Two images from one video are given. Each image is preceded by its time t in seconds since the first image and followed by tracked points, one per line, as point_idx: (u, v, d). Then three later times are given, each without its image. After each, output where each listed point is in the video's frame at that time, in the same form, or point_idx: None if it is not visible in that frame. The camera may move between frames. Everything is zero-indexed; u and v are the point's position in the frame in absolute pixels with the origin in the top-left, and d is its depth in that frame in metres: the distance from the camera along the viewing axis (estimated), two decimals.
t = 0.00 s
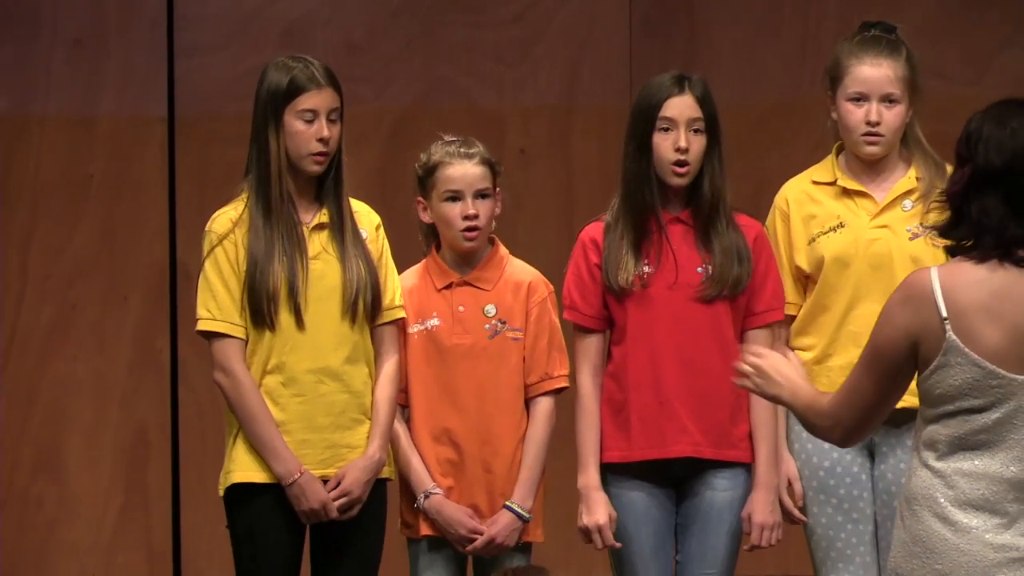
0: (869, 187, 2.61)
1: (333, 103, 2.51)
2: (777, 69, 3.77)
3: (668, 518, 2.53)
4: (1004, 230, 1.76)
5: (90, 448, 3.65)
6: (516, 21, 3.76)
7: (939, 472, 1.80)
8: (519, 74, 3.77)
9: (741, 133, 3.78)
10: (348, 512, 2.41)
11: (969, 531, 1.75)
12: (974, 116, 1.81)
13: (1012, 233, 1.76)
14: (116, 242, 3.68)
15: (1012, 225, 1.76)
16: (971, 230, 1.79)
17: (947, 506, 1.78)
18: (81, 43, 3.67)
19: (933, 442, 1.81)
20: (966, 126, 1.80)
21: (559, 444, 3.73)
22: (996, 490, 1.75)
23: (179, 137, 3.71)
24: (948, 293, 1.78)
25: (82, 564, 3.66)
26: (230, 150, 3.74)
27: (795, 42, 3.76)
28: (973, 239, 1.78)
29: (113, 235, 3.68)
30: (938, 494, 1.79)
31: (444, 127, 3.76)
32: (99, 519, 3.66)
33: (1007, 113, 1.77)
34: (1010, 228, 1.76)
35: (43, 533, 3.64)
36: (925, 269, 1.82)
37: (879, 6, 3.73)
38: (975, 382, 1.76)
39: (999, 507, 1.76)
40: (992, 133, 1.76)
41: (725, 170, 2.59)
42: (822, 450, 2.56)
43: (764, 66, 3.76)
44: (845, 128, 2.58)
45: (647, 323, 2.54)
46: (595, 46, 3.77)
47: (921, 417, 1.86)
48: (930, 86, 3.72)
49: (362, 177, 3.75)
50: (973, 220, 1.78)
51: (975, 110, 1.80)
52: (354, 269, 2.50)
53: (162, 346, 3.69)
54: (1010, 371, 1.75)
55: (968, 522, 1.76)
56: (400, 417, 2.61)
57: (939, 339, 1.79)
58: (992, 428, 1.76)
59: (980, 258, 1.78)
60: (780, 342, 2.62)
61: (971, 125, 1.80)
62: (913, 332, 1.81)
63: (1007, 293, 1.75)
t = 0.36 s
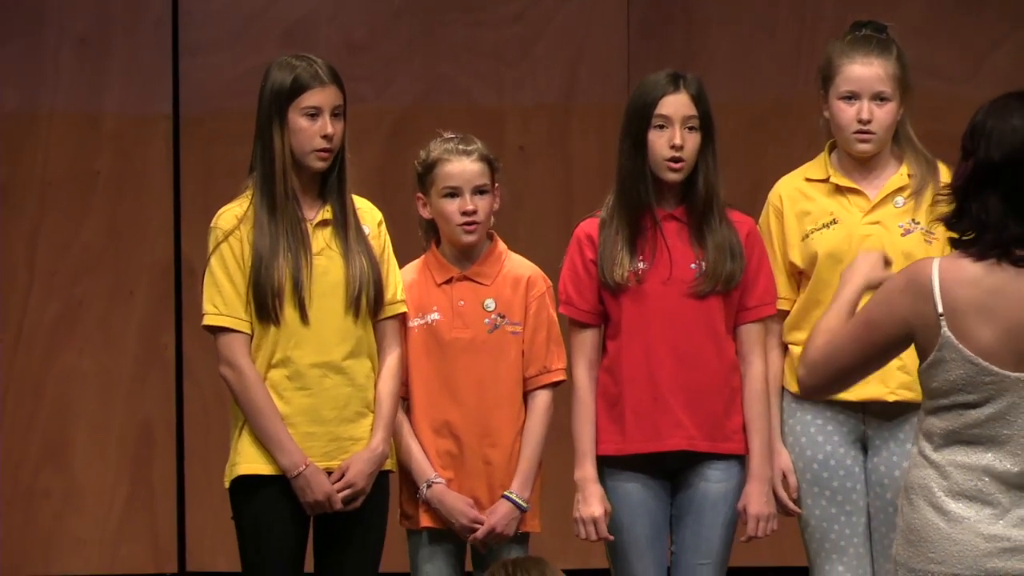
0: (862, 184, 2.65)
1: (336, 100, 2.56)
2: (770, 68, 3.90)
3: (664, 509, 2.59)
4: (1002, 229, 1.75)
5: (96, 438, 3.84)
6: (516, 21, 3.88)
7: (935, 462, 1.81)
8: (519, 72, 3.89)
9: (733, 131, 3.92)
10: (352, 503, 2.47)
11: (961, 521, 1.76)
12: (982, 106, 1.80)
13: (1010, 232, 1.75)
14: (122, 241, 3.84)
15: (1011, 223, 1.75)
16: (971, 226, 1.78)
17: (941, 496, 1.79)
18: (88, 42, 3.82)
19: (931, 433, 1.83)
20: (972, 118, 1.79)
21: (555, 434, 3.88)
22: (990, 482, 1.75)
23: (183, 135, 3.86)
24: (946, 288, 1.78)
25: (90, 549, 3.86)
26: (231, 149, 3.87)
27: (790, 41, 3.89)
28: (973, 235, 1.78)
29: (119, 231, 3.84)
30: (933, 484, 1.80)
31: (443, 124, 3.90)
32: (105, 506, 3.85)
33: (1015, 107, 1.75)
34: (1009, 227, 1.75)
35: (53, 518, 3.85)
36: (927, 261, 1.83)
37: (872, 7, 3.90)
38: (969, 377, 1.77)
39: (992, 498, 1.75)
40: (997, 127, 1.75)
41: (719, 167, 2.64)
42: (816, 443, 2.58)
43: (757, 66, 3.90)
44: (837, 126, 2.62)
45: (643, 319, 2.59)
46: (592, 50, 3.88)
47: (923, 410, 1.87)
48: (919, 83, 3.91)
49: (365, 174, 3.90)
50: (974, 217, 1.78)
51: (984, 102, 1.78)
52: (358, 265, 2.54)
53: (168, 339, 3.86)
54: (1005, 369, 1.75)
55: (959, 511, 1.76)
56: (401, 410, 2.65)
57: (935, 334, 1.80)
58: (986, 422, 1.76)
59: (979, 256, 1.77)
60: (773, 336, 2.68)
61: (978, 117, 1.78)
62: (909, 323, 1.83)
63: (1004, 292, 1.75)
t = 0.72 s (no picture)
0: (855, 181, 2.69)
1: (336, 97, 2.61)
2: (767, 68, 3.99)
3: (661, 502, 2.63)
4: (1005, 230, 1.80)
5: (103, 434, 3.89)
6: (516, 20, 3.96)
7: (937, 456, 1.85)
8: (518, 71, 3.97)
9: (730, 130, 3.99)
10: (353, 497, 2.52)
11: (962, 515, 1.81)
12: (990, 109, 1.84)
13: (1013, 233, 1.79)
14: (126, 240, 3.91)
15: (1014, 225, 1.80)
16: (975, 227, 1.83)
17: (942, 490, 1.84)
18: (95, 42, 3.90)
19: (933, 427, 1.87)
20: (980, 121, 1.83)
21: (555, 429, 3.95)
22: (989, 477, 1.80)
23: (188, 134, 3.93)
24: (950, 284, 1.82)
25: (94, 543, 3.91)
26: (238, 147, 3.95)
27: (787, 43, 3.98)
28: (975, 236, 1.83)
29: (125, 230, 3.90)
30: (935, 478, 1.85)
31: (445, 122, 3.97)
32: (112, 501, 3.91)
33: (1019, 110, 1.79)
34: (1012, 229, 1.80)
35: (60, 513, 3.90)
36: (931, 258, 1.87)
37: (868, 9, 3.98)
38: (971, 371, 1.81)
39: (992, 492, 1.80)
40: (1002, 131, 1.79)
41: (713, 164, 2.68)
42: (810, 438, 2.63)
43: (757, 65, 3.99)
44: (831, 123, 2.66)
45: (640, 315, 2.63)
46: (591, 50, 3.96)
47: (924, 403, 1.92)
48: (913, 83, 4.00)
49: (368, 172, 3.96)
50: (977, 218, 1.83)
51: (990, 106, 1.82)
52: (360, 260, 2.58)
53: (173, 336, 3.92)
54: (1007, 363, 1.79)
55: (960, 505, 1.81)
56: (403, 406, 2.69)
57: (939, 328, 1.83)
58: (988, 415, 1.80)
59: (982, 254, 1.82)
60: (768, 333, 2.73)
61: (986, 120, 1.82)
62: (914, 317, 1.86)
63: (1006, 289, 1.79)
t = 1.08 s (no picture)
0: (849, 178, 2.73)
1: (339, 100, 2.65)
2: (762, 70, 4.04)
3: (658, 495, 2.68)
4: (1012, 222, 1.85)
5: (110, 427, 4.02)
6: (516, 21, 4.03)
7: (944, 445, 1.93)
8: (518, 72, 4.04)
9: (726, 130, 4.05)
10: (356, 492, 2.55)
11: (969, 501, 1.88)
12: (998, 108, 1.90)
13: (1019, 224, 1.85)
14: (132, 239, 4.01)
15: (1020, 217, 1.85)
16: (981, 219, 1.89)
17: (948, 477, 1.91)
18: (101, 44, 3.99)
19: (938, 418, 1.95)
20: (988, 119, 1.90)
21: (555, 425, 4.00)
22: (993, 463, 1.87)
23: (192, 134, 4.03)
24: (954, 275, 1.89)
25: (102, 535, 4.05)
26: (241, 147, 4.04)
27: (781, 42, 4.03)
28: (981, 227, 1.88)
29: (130, 229, 4.01)
30: (941, 466, 1.92)
31: (445, 122, 4.05)
32: (119, 493, 4.04)
33: None
34: (1018, 221, 1.85)
35: (70, 503, 4.03)
36: (939, 251, 1.93)
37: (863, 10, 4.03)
38: (976, 360, 1.87)
39: (997, 480, 1.87)
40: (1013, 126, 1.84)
41: (710, 164, 2.72)
42: (806, 433, 2.68)
43: (752, 68, 4.04)
44: (827, 123, 2.70)
45: (638, 311, 2.67)
46: (589, 51, 4.02)
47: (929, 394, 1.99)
48: (907, 85, 4.04)
49: (371, 170, 4.05)
50: (985, 211, 1.88)
51: (1003, 103, 1.88)
52: (362, 258, 2.62)
53: (178, 335, 4.04)
54: (1012, 352, 1.86)
55: (966, 492, 1.88)
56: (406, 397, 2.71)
57: (943, 318, 1.90)
58: (992, 403, 1.87)
59: (988, 245, 1.88)
60: (765, 329, 2.77)
61: (994, 119, 1.89)
62: (921, 308, 1.93)
63: (1012, 279, 1.85)
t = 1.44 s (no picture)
0: (844, 178, 2.77)
1: (343, 101, 2.68)
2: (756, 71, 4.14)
3: (656, 490, 2.73)
4: (1014, 219, 1.88)
5: (115, 422, 4.11)
6: (516, 23, 4.13)
7: (947, 440, 1.94)
8: (517, 74, 4.13)
9: (721, 129, 4.15)
10: (360, 486, 2.59)
11: (971, 496, 1.90)
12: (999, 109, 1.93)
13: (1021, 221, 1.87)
14: (137, 239, 4.09)
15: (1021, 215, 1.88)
16: (982, 218, 1.91)
17: (950, 472, 1.92)
18: (107, 46, 4.06)
19: (943, 413, 1.96)
20: (988, 121, 1.93)
21: (552, 420, 4.09)
22: (997, 459, 1.89)
23: (197, 134, 4.10)
24: (959, 273, 1.91)
25: (107, 527, 4.14)
26: (244, 147, 4.11)
27: (775, 45, 4.14)
28: (983, 226, 1.91)
29: (136, 228, 4.09)
30: (944, 461, 1.93)
31: (446, 123, 4.14)
32: (124, 486, 4.12)
33: None
34: (1019, 219, 1.88)
35: (76, 497, 4.12)
36: (941, 249, 1.95)
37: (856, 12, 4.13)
38: (981, 355, 1.89)
39: (1000, 475, 1.89)
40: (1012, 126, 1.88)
41: (706, 163, 2.77)
42: (802, 428, 2.70)
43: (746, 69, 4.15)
44: (822, 123, 2.75)
45: (637, 308, 2.72)
46: (587, 52, 4.12)
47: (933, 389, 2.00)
48: (901, 85, 4.14)
49: (374, 170, 4.14)
50: (986, 211, 1.91)
51: (1001, 106, 1.92)
52: (366, 256, 2.65)
53: (182, 331, 4.11)
54: (1016, 347, 1.87)
55: (969, 487, 1.90)
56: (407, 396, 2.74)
57: (947, 314, 1.92)
58: (996, 398, 1.89)
59: (990, 243, 1.90)
60: (761, 326, 2.81)
61: (994, 120, 1.92)
62: (926, 305, 1.94)
63: (1015, 276, 1.87)
